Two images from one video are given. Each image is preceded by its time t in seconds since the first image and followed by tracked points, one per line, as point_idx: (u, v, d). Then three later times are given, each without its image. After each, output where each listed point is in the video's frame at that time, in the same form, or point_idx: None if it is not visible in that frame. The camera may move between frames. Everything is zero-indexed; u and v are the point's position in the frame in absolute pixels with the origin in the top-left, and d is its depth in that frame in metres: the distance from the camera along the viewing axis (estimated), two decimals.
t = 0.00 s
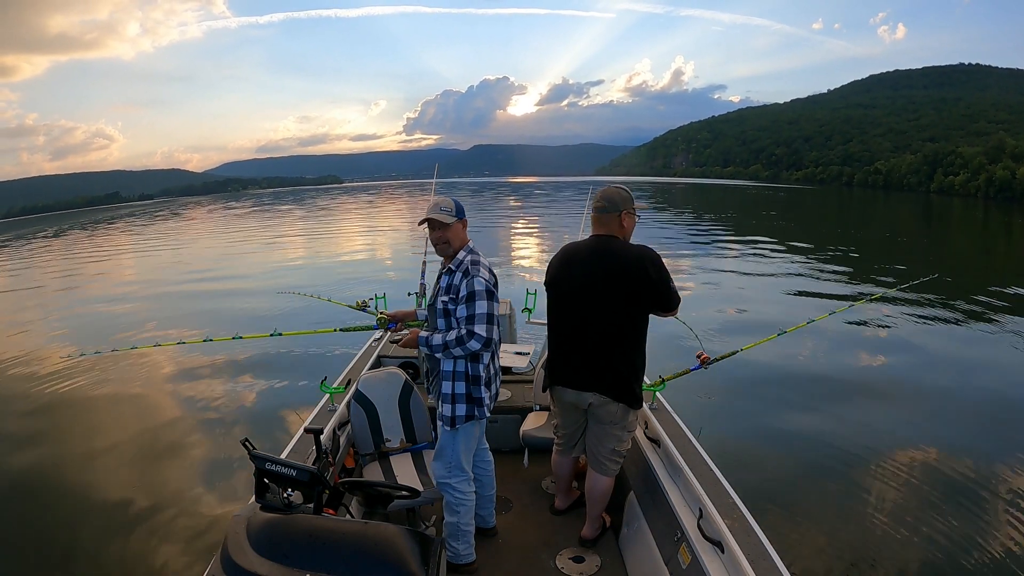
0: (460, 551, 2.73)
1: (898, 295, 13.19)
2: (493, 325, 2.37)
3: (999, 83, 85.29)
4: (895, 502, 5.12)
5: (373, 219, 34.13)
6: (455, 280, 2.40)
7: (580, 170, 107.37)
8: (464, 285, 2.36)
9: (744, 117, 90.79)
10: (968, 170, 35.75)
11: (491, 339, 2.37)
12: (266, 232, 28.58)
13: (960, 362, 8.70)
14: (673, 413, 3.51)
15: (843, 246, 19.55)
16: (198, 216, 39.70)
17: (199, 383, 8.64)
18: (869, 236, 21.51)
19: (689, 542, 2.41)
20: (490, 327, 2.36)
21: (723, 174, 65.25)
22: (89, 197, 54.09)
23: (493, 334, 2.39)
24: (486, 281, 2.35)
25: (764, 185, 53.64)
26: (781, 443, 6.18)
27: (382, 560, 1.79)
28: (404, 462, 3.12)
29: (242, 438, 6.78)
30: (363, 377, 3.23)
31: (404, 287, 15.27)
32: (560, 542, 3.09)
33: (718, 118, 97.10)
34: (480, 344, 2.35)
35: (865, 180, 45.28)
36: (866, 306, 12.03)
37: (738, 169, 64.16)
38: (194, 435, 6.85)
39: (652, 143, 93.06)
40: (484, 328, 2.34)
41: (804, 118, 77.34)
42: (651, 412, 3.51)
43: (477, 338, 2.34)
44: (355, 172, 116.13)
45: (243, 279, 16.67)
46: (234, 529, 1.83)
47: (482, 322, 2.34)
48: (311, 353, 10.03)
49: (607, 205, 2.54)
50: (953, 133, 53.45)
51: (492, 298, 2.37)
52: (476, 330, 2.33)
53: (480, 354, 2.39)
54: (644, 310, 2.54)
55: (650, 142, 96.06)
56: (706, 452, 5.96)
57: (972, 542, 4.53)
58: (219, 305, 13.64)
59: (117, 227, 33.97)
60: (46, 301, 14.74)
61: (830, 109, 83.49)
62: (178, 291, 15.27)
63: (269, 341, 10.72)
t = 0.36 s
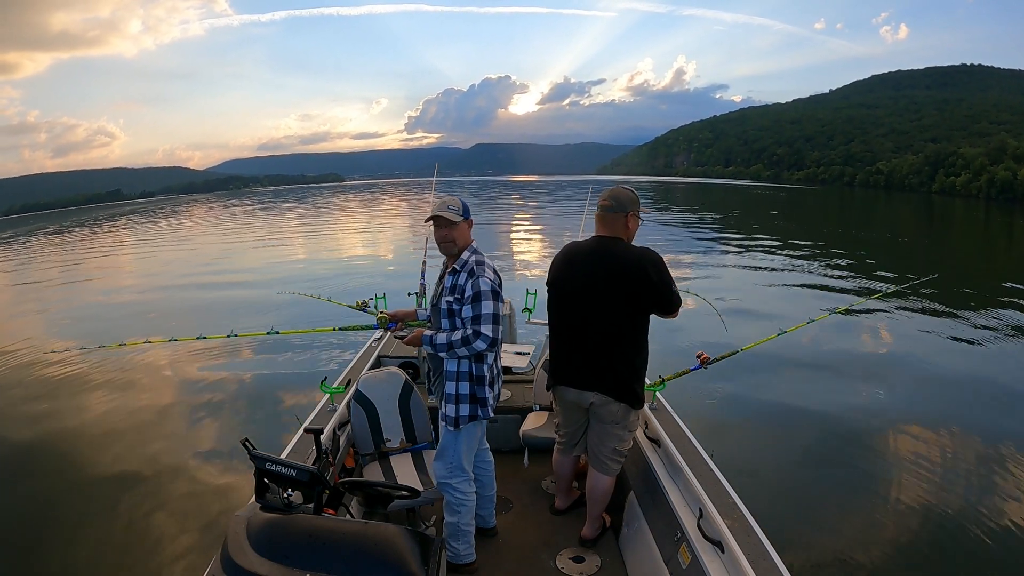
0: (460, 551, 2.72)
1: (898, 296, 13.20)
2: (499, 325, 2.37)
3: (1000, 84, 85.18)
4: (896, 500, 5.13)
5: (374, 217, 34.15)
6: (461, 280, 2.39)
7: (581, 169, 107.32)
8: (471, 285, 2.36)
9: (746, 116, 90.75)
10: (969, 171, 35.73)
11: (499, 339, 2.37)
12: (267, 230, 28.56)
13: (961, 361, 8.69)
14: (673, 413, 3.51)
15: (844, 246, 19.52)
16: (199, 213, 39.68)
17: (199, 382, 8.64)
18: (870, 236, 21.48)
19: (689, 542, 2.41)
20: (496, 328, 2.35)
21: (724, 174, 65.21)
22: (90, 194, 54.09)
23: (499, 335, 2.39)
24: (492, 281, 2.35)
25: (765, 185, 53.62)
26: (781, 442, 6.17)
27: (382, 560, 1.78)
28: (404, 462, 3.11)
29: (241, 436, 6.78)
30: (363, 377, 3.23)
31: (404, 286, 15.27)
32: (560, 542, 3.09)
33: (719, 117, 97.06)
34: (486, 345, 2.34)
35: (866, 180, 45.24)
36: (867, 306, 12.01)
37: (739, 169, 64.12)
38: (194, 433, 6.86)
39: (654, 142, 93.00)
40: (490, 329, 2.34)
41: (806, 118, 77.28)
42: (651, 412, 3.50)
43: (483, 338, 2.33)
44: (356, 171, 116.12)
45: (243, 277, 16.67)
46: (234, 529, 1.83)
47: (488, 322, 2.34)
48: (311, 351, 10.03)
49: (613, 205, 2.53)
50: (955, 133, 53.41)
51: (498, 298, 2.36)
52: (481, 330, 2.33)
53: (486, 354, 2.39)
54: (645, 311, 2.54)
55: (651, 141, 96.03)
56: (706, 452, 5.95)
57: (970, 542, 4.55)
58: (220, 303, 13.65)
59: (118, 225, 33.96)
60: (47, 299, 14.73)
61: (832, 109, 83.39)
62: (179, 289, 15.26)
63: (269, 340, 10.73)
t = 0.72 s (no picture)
0: (460, 551, 2.72)
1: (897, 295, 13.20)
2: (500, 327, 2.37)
3: (1002, 83, 85.06)
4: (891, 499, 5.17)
5: (375, 217, 34.18)
6: (463, 281, 2.38)
7: (582, 169, 107.30)
8: (473, 286, 2.36)
9: (747, 116, 90.68)
10: (970, 169, 35.68)
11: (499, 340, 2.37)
12: (269, 230, 28.58)
13: (963, 362, 8.67)
14: (673, 413, 3.51)
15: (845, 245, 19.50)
16: (200, 214, 39.70)
17: (201, 382, 8.65)
18: (871, 235, 21.45)
19: (689, 542, 2.41)
20: (497, 328, 2.35)
21: (726, 173, 65.22)
22: (92, 194, 54.19)
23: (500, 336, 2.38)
24: (494, 282, 2.36)
25: (767, 184, 53.59)
26: (783, 442, 6.18)
27: (382, 561, 1.78)
28: (404, 462, 3.11)
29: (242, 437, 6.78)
30: (364, 377, 3.23)
31: (405, 286, 15.27)
32: (560, 543, 3.08)
33: (720, 117, 97.01)
34: (488, 345, 2.34)
35: (868, 179, 45.21)
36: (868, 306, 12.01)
37: (740, 168, 64.12)
38: (195, 434, 6.86)
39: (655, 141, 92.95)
40: (492, 330, 2.34)
41: (807, 117, 77.21)
42: (652, 412, 3.50)
43: (485, 339, 2.33)
44: (357, 170, 116.18)
45: (244, 277, 16.70)
46: (234, 529, 1.83)
47: (490, 323, 2.33)
48: (313, 352, 10.03)
49: (618, 206, 2.53)
50: (956, 132, 53.33)
51: (500, 300, 2.36)
52: (483, 331, 2.33)
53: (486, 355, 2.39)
54: (646, 312, 2.53)
55: (652, 141, 95.98)
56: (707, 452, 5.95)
57: (970, 539, 4.59)
58: (221, 303, 13.66)
59: (120, 225, 33.98)
60: (49, 299, 14.75)
61: (833, 108, 83.31)
62: (180, 289, 15.27)
63: (270, 342, 10.73)
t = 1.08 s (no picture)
0: (460, 551, 2.73)
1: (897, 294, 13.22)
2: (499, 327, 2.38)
3: (1003, 81, 84.78)
4: (891, 498, 5.14)
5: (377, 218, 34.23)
6: (461, 283, 2.38)
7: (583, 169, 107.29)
8: (472, 287, 2.36)
9: (747, 115, 90.60)
10: (972, 168, 35.58)
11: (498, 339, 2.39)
12: (270, 231, 28.62)
13: (965, 360, 8.65)
14: (673, 413, 3.51)
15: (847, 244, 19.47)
16: (201, 216, 39.75)
17: (202, 383, 8.67)
18: (873, 234, 21.42)
19: (689, 542, 2.41)
20: (496, 328, 2.36)
21: (726, 173, 65.19)
22: (94, 197, 54.33)
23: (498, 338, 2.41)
24: (492, 283, 2.36)
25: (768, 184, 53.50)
26: (785, 441, 6.18)
27: (381, 561, 1.79)
28: (404, 462, 3.11)
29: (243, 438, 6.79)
30: (363, 377, 3.23)
31: (406, 286, 15.27)
32: (560, 543, 3.09)
33: (721, 116, 96.96)
34: (487, 346, 2.35)
35: (869, 178, 45.13)
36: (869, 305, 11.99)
37: (741, 168, 64.07)
38: (196, 435, 6.87)
39: (656, 141, 92.91)
40: (491, 330, 2.35)
41: (808, 116, 77.11)
42: (651, 412, 3.50)
43: (484, 339, 2.34)
44: (358, 172, 116.33)
45: (245, 278, 16.73)
46: (234, 528, 1.84)
47: (489, 323, 2.34)
48: (314, 353, 10.04)
49: (614, 206, 2.53)
50: (957, 131, 53.19)
51: (498, 300, 2.37)
52: (482, 331, 2.34)
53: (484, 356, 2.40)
54: (645, 312, 2.54)
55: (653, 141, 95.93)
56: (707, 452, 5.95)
57: (974, 535, 4.60)
58: (222, 304, 13.69)
59: (122, 227, 34.07)
60: (51, 301, 14.79)
61: (834, 107, 83.17)
62: (182, 291, 15.31)
63: (271, 343, 10.74)
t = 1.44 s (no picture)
0: (460, 551, 2.72)
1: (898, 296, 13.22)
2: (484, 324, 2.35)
3: (1005, 84, 84.73)
4: (891, 499, 5.16)
5: (379, 219, 34.27)
6: (455, 280, 2.40)
7: (584, 171, 107.30)
8: (465, 283, 2.37)
9: (749, 118, 90.59)
10: (974, 171, 35.57)
11: (475, 330, 2.34)
12: (272, 232, 28.64)
13: (966, 364, 8.64)
14: (673, 413, 3.50)
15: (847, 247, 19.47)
16: (203, 216, 39.79)
17: (203, 383, 8.68)
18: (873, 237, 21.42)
19: (689, 542, 2.40)
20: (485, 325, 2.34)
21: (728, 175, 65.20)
22: (96, 197, 54.40)
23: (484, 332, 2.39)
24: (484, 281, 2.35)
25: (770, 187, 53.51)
26: (786, 442, 6.19)
27: (381, 561, 1.79)
28: (404, 462, 3.11)
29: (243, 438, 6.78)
30: (364, 377, 3.23)
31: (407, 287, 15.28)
32: (560, 543, 3.08)
33: (723, 118, 96.92)
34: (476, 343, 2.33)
35: (871, 181, 45.13)
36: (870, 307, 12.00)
37: (743, 170, 64.09)
38: (196, 436, 6.86)
39: (658, 144, 92.94)
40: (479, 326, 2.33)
41: (810, 119, 77.10)
42: (651, 412, 3.49)
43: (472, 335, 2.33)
44: (360, 173, 116.45)
45: (247, 278, 16.74)
46: (234, 529, 1.84)
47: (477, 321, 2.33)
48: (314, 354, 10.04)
49: (615, 206, 2.52)
50: (959, 134, 53.14)
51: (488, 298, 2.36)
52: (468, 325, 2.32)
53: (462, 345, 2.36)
54: (647, 312, 2.53)
55: (655, 143, 95.96)
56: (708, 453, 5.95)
57: (975, 536, 4.61)
58: (224, 304, 13.71)
59: (124, 227, 34.14)
60: (52, 301, 14.81)
61: (835, 110, 83.13)
62: (184, 290, 15.33)
63: (272, 343, 10.74)
